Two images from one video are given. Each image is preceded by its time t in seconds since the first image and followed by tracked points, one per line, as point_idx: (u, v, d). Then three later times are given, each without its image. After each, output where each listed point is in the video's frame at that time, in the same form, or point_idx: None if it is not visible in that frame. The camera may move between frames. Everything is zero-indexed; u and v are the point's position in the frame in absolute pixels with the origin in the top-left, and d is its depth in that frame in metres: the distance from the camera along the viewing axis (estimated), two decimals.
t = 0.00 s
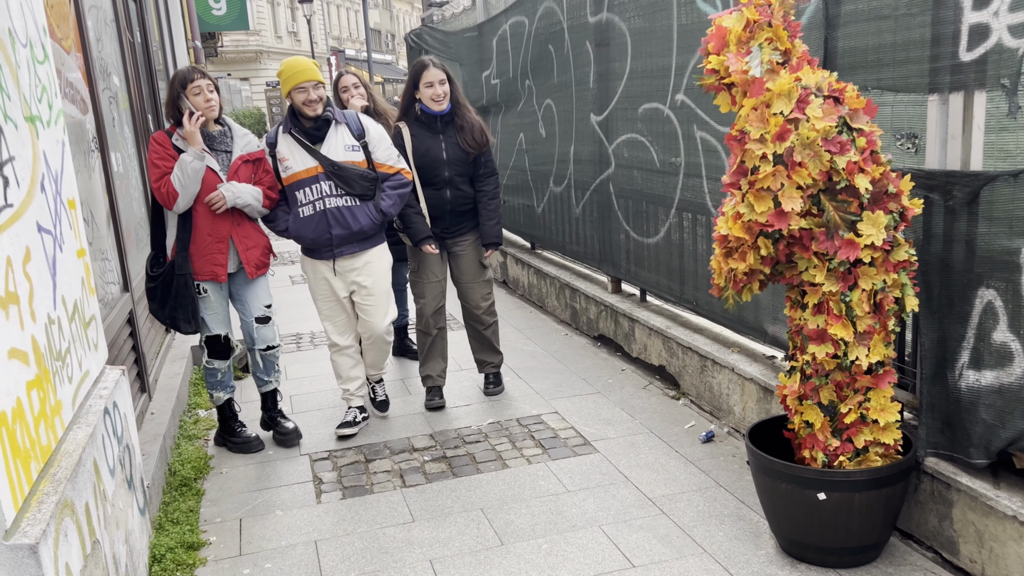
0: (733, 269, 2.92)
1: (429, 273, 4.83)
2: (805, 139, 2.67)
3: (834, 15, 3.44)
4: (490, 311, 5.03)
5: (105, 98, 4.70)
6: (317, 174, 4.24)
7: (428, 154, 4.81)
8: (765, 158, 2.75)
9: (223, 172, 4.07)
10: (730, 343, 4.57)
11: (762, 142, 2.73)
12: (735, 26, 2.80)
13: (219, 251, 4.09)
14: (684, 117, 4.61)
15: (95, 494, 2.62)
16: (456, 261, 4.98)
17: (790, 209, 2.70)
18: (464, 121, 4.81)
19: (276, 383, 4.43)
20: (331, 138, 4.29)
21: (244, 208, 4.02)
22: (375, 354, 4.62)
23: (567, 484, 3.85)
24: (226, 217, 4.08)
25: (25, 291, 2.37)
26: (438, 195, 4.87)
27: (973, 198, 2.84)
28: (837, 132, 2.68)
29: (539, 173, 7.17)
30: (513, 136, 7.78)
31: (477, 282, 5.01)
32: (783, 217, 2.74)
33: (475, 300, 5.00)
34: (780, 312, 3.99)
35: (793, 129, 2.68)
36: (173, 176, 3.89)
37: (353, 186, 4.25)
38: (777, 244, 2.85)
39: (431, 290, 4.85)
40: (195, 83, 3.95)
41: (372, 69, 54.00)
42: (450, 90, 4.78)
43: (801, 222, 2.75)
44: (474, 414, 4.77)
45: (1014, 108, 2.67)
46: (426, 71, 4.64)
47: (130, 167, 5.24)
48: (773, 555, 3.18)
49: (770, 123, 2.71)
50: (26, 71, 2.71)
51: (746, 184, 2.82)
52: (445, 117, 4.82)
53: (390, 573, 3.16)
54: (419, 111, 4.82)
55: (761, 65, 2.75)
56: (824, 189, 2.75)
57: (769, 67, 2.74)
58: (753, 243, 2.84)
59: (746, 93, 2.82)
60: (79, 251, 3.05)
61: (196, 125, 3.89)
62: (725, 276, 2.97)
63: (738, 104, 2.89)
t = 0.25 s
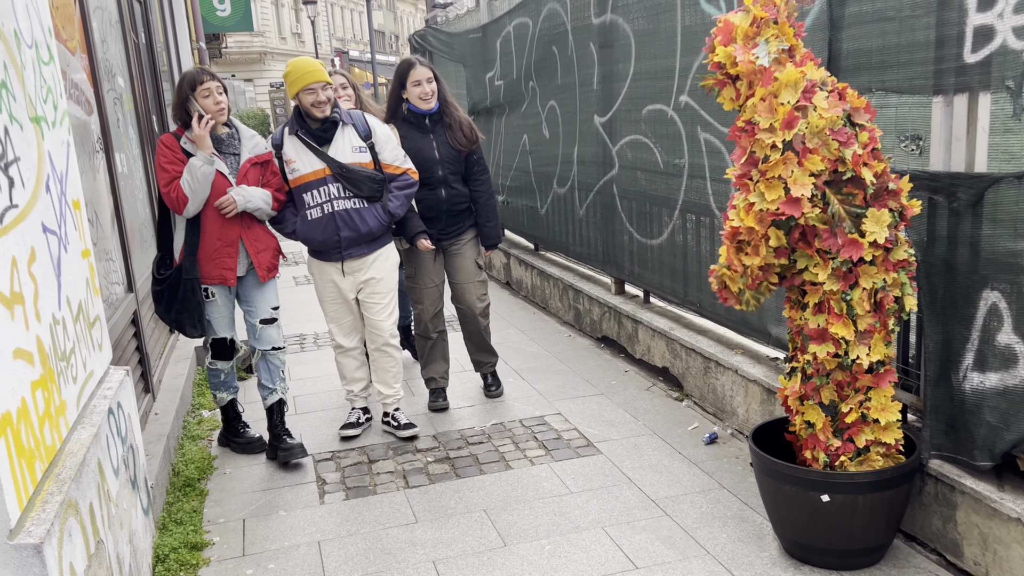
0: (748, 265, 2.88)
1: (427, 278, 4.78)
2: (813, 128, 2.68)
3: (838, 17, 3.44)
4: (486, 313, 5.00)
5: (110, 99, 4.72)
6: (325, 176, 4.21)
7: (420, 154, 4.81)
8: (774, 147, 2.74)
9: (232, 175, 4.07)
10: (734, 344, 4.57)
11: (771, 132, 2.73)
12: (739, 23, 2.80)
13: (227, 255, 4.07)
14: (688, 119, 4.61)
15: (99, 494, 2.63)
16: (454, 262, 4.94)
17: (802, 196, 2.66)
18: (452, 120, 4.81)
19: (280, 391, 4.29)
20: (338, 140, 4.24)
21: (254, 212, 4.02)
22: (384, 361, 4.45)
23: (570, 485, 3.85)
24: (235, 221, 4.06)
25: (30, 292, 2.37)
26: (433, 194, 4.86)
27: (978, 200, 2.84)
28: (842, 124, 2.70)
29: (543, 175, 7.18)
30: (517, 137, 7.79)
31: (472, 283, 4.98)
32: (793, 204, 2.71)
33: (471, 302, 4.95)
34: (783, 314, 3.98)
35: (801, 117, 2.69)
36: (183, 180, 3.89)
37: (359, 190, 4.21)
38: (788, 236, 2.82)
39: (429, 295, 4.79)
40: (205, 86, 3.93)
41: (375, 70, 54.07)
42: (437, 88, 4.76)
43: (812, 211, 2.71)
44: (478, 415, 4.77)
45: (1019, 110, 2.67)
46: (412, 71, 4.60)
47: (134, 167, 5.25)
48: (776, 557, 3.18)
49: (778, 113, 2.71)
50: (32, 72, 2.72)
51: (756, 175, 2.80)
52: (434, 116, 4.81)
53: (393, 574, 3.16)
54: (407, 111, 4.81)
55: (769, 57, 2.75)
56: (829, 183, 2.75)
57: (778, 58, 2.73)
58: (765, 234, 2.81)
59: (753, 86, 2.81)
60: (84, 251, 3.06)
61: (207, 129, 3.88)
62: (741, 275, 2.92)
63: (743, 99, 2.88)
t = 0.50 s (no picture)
0: (773, 276, 2.79)
1: (433, 280, 4.74)
2: (826, 129, 2.69)
3: (843, 17, 3.44)
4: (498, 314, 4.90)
5: (115, 99, 4.72)
6: (336, 179, 4.16)
7: (426, 154, 4.74)
8: (789, 151, 2.73)
9: (251, 177, 4.04)
10: (739, 345, 4.56)
11: (783, 135, 2.72)
12: (746, 27, 2.81)
13: (248, 258, 4.04)
14: (693, 119, 4.61)
15: (104, 493, 2.63)
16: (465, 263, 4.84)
17: (824, 195, 2.67)
18: (454, 118, 4.76)
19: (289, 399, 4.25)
20: (351, 143, 4.20)
21: (276, 213, 3.99)
22: (394, 361, 4.36)
23: (574, 486, 3.85)
24: (256, 224, 4.04)
25: (36, 291, 2.37)
26: (441, 195, 4.76)
27: (984, 201, 2.83)
28: (853, 124, 2.71)
29: (547, 175, 7.18)
30: (521, 138, 7.79)
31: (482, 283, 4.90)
32: (812, 207, 2.71)
33: (483, 303, 4.88)
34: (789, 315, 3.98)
35: (814, 119, 2.68)
36: (204, 182, 3.87)
37: (370, 194, 4.17)
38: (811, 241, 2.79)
39: (436, 297, 4.77)
40: (222, 86, 3.92)
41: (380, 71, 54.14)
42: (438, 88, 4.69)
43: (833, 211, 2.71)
44: (482, 415, 4.77)
45: None
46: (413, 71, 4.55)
47: (140, 167, 5.26)
48: (781, 558, 3.17)
49: (791, 116, 2.69)
50: (38, 72, 2.73)
51: (773, 180, 2.78)
52: (436, 116, 4.75)
53: (397, 573, 3.16)
54: (409, 112, 4.74)
55: (780, 60, 2.75)
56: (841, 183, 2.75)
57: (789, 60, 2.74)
58: (791, 237, 2.77)
59: (763, 90, 2.81)
60: (90, 251, 3.07)
61: (225, 129, 3.85)
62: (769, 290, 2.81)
63: (753, 103, 2.87)
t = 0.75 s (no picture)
0: (813, 273, 2.79)
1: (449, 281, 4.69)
2: (846, 123, 2.69)
3: (849, 17, 3.43)
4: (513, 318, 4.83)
5: (122, 99, 4.73)
6: (355, 180, 4.13)
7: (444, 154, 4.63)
8: (811, 149, 2.72)
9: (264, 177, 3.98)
10: (744, 346, 4.56)
11: (801, 133, 2.72)
12: (750, 32, 2.83)
13: (262, 259, 3.97)
14: (698, 119, 4.60)
15: (111, 493, 2.64)
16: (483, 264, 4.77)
17: (853, 187, 2.67)
18: (470, 119, 4.69)
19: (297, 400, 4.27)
20: (374, 145, 4.16)
21: (290, 212, 3.93)
22: (400, 366, 4.37)
23: (579, 486, 3.85)
24: (270, 223, 3.97)
25: (43, 291, 2.38)
26: (461, 194, 4.63)
27: (990, 201, 2.82)
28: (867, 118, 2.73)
29: (552, 176, 7.18)
30: (526, 138, 7.79)
31: (499, 287, 4.83)
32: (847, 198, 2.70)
33: (499, 306, 4.80)
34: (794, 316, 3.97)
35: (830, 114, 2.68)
36: (217, 181, 3.80)
37: (388, 198, 4.12)
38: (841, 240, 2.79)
39: (450, 300, 4.72)
40: (234, 83, 3.85)
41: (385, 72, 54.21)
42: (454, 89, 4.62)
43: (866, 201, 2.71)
44: (487, 416, 4.77)
45: None
46: (431, 74, 4.46)
47: (146, 167, 5.28)
48: (786, 558, 3.17)
49: (807, 114, 2.69)
50: (46, 72, 2.74)
51: (798, 180, 2.77)
52: (452, 117, 4.67)
53: (402, 573, 3.16)
54: (425, 114, 4.65)
55: (786, 62, 2.78)
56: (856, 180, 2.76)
57: (796, 61, 2.77)
58: (825, 234, 2.76)
59: (772, 92, 2.82)
60: (96, 250, 3.08)
61: (239, 127, 3.79)
62: (809, 289, 2.81)
63: (761, 107, 2.87)
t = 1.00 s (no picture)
0: (823, 272, 2.78)
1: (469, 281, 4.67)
2: (861, 119, 2.70)
3: (856, 17, 3.43)
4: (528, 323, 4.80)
5: (129, 100, 4.75)
6: (378, 181, 4.06)
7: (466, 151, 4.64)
8: (827, 144, 2.71)
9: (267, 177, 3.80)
10: (750, 346, 4.55)
11: (817, 129, 2.70)
12: (761, 32, 2.82)
13: (260, 261, 3.79)
14: (704, 119, 4.60)
15: (118, 491, 2.65)
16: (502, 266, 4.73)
17: (869, 182, 2.65)
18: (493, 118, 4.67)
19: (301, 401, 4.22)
20: (398, 145, 4.13)
21: (290, 215, 3.75)
22: (413, 369, 4.35)
23: (585, 485, 3.85)
24: (271, 225, 3.80)
25: (51, 290, 2.39)
26: (481, 191, 4.64)
27: (998, 201, 2.81)
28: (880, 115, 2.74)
29: (558, 176, 7.18)
30: (532, 137, 7.79)
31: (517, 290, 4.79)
32: (864, 191, 2.68)
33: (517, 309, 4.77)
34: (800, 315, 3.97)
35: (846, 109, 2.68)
36: (216, 180, 3.61)
37: (411, 200, 4.07)
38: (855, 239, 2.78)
39: (469, 301, 4.69)
40: (239, 79, 3.67)
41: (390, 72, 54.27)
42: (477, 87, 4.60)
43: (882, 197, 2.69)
44: (493, 416, 4.78)
45: None
46: (452, 73, 4.47)
47: (153, 167, 5.30)
48: (792, 559, 3.16)
49: (821, 109, 2.68)
50: (54, 73, 2.75)
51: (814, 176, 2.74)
52: (475, 115, 4.66)
53: (408, 572, 3.17)
54: (448, 112, 4.65)
55: (799, 60, 2.76)
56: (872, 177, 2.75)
57: (809, 59, 2.76)
58: (838, 232, 2.74)
59: (785, 90, 2.80)
60: (103, 250, 3.09)
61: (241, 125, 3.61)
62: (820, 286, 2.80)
63: (773, 106, 2.86)
